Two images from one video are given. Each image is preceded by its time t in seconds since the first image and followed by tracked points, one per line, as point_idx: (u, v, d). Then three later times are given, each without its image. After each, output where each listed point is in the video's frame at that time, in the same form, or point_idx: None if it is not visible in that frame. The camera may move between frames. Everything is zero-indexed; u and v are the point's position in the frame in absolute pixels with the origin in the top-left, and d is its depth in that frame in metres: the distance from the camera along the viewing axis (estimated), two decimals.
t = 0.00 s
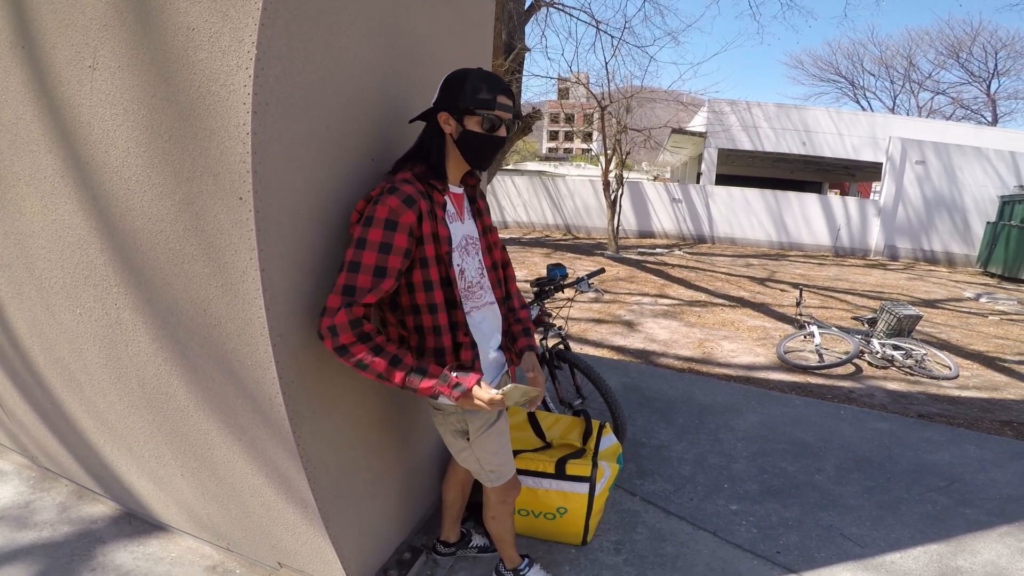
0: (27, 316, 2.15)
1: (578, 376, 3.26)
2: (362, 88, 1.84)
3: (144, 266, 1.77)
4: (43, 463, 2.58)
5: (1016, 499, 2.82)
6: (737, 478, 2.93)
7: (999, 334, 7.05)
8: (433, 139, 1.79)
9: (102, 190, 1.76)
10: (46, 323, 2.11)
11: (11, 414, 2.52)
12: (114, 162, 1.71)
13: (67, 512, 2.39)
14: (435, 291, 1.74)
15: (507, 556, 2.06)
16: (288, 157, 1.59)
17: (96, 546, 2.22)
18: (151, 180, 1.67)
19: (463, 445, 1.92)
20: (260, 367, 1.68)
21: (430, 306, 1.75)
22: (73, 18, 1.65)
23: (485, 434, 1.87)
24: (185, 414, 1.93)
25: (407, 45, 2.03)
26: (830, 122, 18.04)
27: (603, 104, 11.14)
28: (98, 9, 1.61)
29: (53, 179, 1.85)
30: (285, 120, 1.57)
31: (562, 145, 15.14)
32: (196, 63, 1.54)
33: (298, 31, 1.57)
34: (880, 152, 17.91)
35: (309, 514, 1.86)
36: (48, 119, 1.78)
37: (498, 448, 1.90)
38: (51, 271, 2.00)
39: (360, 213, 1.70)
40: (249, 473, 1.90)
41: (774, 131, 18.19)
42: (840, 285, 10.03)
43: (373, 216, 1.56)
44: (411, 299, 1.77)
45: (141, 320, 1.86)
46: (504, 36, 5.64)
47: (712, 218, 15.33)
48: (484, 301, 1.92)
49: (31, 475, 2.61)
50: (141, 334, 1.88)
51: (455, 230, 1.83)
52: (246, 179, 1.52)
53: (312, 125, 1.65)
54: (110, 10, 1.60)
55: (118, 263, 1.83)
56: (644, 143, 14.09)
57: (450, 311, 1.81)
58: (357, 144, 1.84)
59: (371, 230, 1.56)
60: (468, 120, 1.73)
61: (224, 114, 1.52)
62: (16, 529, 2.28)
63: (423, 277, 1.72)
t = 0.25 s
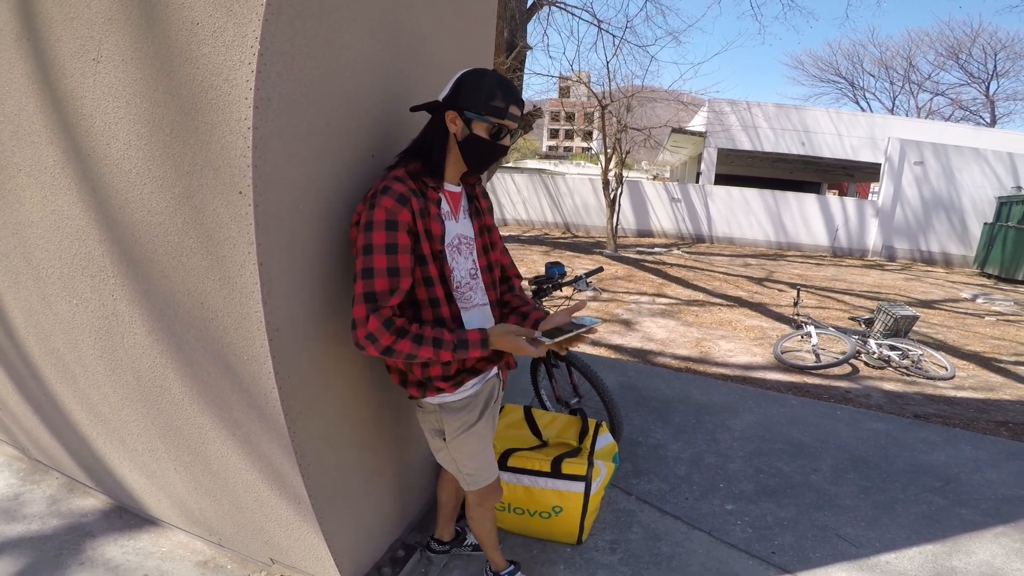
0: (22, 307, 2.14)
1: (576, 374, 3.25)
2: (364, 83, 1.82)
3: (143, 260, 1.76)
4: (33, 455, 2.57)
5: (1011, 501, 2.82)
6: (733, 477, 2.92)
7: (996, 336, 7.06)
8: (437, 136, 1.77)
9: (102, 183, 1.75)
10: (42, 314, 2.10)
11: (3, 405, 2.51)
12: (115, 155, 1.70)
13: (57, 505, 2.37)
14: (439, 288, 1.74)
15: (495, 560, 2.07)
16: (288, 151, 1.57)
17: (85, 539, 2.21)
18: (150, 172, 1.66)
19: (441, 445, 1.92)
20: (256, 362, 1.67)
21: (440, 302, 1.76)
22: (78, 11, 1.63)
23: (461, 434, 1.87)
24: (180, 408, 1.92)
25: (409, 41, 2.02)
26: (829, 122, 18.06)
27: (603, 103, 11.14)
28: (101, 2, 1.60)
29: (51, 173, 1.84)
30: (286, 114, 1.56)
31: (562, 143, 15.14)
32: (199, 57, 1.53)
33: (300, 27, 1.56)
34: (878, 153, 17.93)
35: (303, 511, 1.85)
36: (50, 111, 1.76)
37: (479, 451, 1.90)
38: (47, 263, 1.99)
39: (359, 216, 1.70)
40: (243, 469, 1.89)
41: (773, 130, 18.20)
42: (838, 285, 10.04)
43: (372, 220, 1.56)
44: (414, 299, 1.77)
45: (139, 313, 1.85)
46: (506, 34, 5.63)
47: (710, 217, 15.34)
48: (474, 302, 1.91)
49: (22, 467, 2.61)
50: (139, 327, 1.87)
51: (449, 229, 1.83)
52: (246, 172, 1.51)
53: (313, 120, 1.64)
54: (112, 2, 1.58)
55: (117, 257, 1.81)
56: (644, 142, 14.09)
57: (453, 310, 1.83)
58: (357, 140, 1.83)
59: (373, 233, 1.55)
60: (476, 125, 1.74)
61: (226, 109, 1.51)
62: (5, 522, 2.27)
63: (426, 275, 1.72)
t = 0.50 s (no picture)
0: (46, 303, 2.16)
1: (591, 356, 3.23)
2: (368, 70, 1.80)
3: (157, 254, 1.77)
4: (68, 448, 2.62)
5: None
6: (750, 461, 2.91)
7: (1021, 313, 6.90)
8: (410, 129, 1.68)
9: (114, 180, 1.75)
10: (65, 309, 2.13)
11: (36, 401, 2.56)
12: (125, 152, 1.69)
13: (94, 498, 2.43)
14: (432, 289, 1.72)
15: (449, 541, 2.00)
16: (296, 143, 1.56)
17: (121, 531, 2.26)
18: (161, 168, 1.66)
19: (420, 433, 1.90)
20: (274, 353, 1.68)
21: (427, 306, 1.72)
22: (76, 11, 1.62)
23: (439, 429, 1.86)
24: (202, 399, 1.94)
25: (414, 25, 1.98)
26: (849, 95, 17.61)
27: (613, 83, 10.96)
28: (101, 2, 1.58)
29: (64, 169, 1.84)
30: (292, 105, 1.54)
31: (573, 124, 14.96)
32: (201, 53, 1.51)
33: (299, 20, 1.52)
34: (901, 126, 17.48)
35: (324, 498, 1.88)
36: (58, 110, 1.76)
37: (461, 444, 1.89)
38: (67, 258, 2.00)
39: (346, 210, 1.64)
40: (265, 458, 1.91)
41: (791, 106, 17.81)
42: (857, 263, 9.87)
43: (367, 222, 1.54)
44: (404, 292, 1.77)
45: (156, 307, 1.86)
46: (511, 16, 5.53)
47: (727, 195, 15.12)
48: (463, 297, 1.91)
49: (58, 461, 2.65)
50: (157, 320, 1.89)
51: (443, 224, 1.81)
52: (255, 165, 1.50)
53: (320, 109, 1.62)
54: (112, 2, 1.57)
55: (131, 253, 1.82)
56: (657, 121, 13.86)
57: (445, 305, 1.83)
58: (364, 128, 1.81)
59: (369, 236, 1.54)
60: (453, 96, 1.67)
61: (232, 103, 1.49)
62: (47, 516, 2.31)
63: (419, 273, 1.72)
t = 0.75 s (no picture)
0: (48, 302, 2.16)
1: (591, 355, 3.22)
2: (371, 70, 1.80)
3: (160, 253, 1.77)
4: (69, 447, 2.62)
5: None
6: (752, 460, 2.90)
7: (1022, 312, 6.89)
8: (410, 129, 1.67)
9: (117, 180, 1.75)
10: (67, 308, 2.13)
11: (37, 399, 2.56)
12: (128, 151, 1.69)
13: (95, 496, 2.43)
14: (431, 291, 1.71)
15: (442, 538, 2.01)
16: (298, 142, 1.56)
17: (121, 529, 2.26)
18: (164, 168, 1.65)
19: (420, 433, 1.90)
20: (276, 351, 1.68)
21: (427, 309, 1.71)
22: (79, 10, 1.62)
23: (439, 429, 1.86)
24: (204, 398, 1.94)
25: (415, 24, 1.98)
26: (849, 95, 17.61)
27: (613, 82, 10.96)
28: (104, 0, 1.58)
29: (68, 168, 1.84)
30: (295, 105, 1.54)
31: (574, 123, 14.96)
32: (204, 52, 1.51)
33: (303, 18, 1.52)
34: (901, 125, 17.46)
35: (326, 497, 1.87)
36: (61, 109, 1.76)
37: (460, 444, 1.88)
38: (69, 257, 2.00)
39: (346, 211, 1.63)
40: (267, 457, 1.91)
41: (792, 106, 17.78)
42: (858, 262, 9.86)
43: (366, 225, 1.53)
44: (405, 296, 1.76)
45: (159, 306, 1.86)
46: (512, 16, 5.54)
47: (728, 195, 15.11)
48: (464, 298, 1.90)
49: (59, 459, 2.65)
50: (159, 320, 1.89)
51: (443, 226, 1.80)
52: (257, 165, 1.50)
53: (322, 109, 1.62)
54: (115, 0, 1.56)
55: (135, 252, 1.82)
56: (657, 121, 13.86)
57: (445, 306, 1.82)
58: (367, 127, 1.81)
59: (367, 239, 1.54)
60: (452, 97, 1.66)
61: (234, 102, 1.50)
62: (48, 514, 2.31)
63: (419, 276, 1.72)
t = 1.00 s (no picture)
0: (49, 300, 2.17)
1: (591, 356, 3.23)
2: (374, 70, 1.80)
3: (163, 252, 1.77)
4: (69, 445, 2.63)
5: None
6: (751, 461, 2.91)
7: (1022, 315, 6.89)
8: (413, 131, 1.67)
9: (120, 178, 1.75)
10: (68, 306, 2.13)
11: (36, 396, 2.56)
12: (131, 150, 1.70)
13: (94, 494, 2.43)
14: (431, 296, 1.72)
15: (444, 538, 2.01)
16: (301, 142, 1.57)
17: (120, 528, 2.26)
18: (167, 166, 1.66)
19: (419, 433, 1.90)
20: (277, 350, 1.68)
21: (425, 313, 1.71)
22: (84, 8, 1.63)
23: (436, 429, 1.86)
24: (205, 397, 1.94)
25: (417, 25, 1.99)
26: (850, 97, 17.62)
27: (614, 84, 10.97)
28: None
29: (71, 166, 1.85)
30: (298, 104, 1.54)
31: (574, 124, 14.97)
32: (209, 51, 1.51)
33: (307, 18, 1.53)
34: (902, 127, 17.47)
35: (326, 496, 1.88)
36: (66, 107, 1.77)
37: (458, 445, 1.89)
38: (71, 255, 2.01)
39: (349, 213, 1.64)
40: (267, 455, 1.92)
41: (793, 108, 17.78)
42: (858, 264, 9.86)
43: (366, 229, 1.54)
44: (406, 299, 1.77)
45: (161, 304, 1.86)
46: (513, 17, 5.54)
47: (728, 196, 15.12)
48: (464, 302, 1.91)
49: (57, 457, 2.66)
50: (162, 318, 1.89)
51: (446, 230, 1.81)
52: (261, 164, 1.51)
53: (325, 109, 1.63)
54: None
55: (138, 250, 1.83)
56: (658, 122, 13.87)
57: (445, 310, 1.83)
58: (369, 127, 1.82)
59: (368, 243, 1.55)
60: (456, 99, 1.66)
61: (238, 102, 1.50)
62: (47, 512, 2.32)
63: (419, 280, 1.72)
